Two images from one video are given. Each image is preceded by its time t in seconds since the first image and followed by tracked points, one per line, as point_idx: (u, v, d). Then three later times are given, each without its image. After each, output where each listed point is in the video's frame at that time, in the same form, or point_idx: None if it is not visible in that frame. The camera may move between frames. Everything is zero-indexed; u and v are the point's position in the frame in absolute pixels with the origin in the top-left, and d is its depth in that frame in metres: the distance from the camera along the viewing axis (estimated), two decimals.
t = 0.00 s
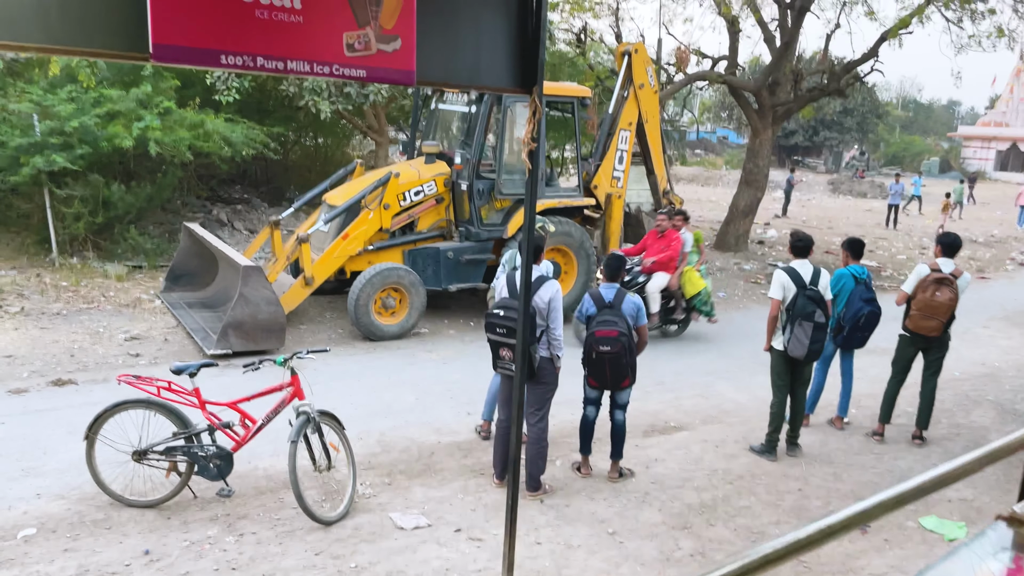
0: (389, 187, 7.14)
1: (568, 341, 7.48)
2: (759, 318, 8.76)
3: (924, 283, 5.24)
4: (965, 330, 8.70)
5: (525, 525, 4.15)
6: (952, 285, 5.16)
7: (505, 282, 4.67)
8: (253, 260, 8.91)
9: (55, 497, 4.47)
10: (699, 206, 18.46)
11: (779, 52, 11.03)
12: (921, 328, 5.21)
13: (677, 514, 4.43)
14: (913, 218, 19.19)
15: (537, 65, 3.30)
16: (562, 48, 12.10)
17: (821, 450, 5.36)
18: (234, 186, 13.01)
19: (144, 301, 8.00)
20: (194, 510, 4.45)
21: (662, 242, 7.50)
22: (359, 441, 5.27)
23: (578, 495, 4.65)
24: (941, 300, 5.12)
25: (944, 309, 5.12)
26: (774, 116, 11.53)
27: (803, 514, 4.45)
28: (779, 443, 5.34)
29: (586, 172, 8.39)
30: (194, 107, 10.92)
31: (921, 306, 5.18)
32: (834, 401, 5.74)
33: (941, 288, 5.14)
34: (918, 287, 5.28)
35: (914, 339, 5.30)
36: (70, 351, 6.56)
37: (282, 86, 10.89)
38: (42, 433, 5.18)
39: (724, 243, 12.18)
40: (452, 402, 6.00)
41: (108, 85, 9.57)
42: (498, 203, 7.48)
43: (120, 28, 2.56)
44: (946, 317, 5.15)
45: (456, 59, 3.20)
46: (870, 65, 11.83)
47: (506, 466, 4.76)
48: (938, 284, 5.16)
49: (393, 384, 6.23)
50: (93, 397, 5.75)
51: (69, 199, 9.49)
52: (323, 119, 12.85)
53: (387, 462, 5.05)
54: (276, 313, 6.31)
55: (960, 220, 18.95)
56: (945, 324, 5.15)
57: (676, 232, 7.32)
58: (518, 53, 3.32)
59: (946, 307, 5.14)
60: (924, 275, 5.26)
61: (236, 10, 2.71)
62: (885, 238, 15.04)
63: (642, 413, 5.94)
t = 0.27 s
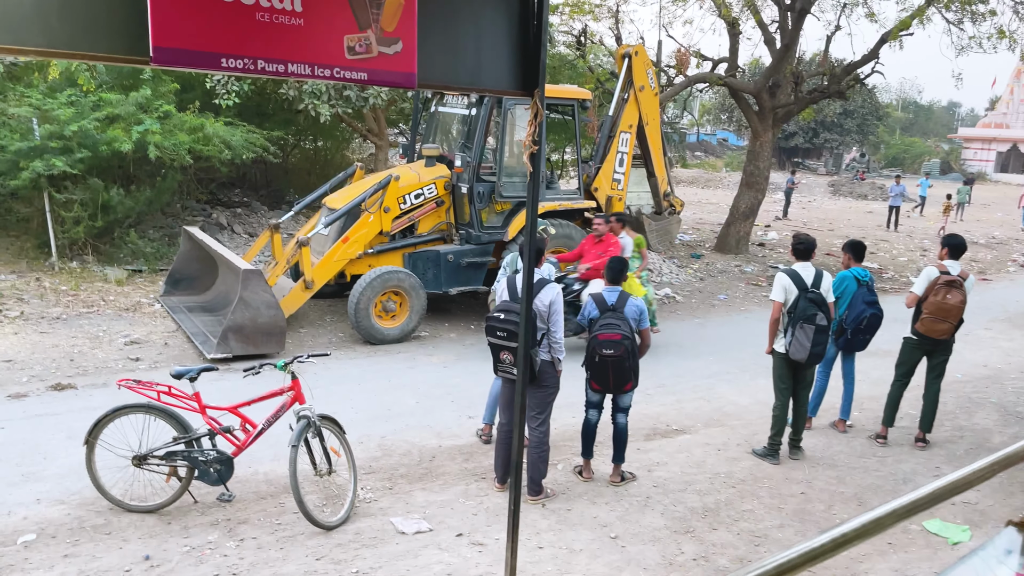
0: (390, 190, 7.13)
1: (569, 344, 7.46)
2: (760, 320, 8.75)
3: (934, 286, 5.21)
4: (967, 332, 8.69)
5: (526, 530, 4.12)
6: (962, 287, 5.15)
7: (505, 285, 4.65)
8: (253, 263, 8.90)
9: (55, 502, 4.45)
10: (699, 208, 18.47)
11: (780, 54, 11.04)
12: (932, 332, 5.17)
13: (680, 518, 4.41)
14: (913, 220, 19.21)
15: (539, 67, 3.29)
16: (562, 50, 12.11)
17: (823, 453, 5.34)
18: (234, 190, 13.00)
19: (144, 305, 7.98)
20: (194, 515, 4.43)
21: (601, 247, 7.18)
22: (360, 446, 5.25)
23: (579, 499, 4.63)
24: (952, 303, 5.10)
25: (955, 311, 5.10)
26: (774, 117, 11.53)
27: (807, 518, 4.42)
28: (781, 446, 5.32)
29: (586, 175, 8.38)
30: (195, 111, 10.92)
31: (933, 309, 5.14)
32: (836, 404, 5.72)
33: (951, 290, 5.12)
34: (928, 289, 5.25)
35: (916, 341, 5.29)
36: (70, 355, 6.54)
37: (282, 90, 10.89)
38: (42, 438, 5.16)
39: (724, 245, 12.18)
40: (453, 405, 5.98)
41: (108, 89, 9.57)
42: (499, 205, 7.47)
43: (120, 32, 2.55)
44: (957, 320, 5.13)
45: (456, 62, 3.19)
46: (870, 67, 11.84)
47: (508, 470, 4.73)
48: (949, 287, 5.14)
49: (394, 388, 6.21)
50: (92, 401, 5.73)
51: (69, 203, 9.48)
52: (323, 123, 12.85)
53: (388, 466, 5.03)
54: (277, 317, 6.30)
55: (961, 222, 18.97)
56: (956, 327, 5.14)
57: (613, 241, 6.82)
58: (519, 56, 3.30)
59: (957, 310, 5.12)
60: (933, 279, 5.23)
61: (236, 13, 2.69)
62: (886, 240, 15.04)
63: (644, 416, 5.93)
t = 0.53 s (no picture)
0: (388, 195, 7.12)
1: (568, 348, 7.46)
2: (759, 324, 8.75)
3: (937, 289, 5.21)
4: (966, 335, 8.69)
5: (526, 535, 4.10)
6: (963, 291, 5.16)
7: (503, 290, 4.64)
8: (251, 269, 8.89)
9: (53, 510, 4.44)
10: (697, 211, 18.49)
11: (777, 57, 11.07)
12: (936, 335, 5.17)
13: (680, 523, 4.40)
14: (911, 222, 19.24)
15: (536, 73, 3.29)
16: (559, 55, 12.13)
17: (823, 457, 5.34)
18: (231, 195, 12.99)
19: (142, 311, 7.97)
20: (192, 523, 4.41)
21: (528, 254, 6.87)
22: (358, 451, 5.24)
23: (579, 504, 4.61)
24: (955, 306, 5.10)
25: (959, 314, 5.09)
26: (772, 121, 11.56)
27: (807, 522, 4.42)
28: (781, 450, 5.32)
29: (585, 179, 8.38)
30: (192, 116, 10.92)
31: (937, 313, 5.14)
32: (836, 407, 5.72)
33: (954, 293, 5.12)
34: (931, 293, 5.25)
35: (915, 344, 5.29)
36: (68, 362, 6.53)
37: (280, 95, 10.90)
38: (40, 445, 5.14)
39: (723, 248, 12.18)
40: (452, 411, 5.97)
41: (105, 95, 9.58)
42: (497, 210, 7.47)
43: (118, 39, 2.55)
44: (960, 323, 5.13)
45: (454, 67, 3.18)
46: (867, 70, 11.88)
47: (507, 475, 4.72)
48: (952, 290, 5.14)
49: (393, 393, 6.20)
50: (90, 408, 5.71)
51: (67, 209, 9.47)
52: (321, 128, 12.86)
53: (387, 472, 5.02)
54: (275, 322, 6.28)
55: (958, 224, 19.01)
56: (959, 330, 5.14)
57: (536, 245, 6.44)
58: (517, 61, 3.30)
59: (960, 313, 5.12)
60: (935, 282, 5.23)
61: (233, 19, 2.69)
62: (884, 243, 15.05)
63: (643, 420, 5.92)
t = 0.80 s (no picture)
0: (386, 201, 7.12)
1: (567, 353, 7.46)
2: (758, 327, 8.75)
3: (933, 292, 5.22)
4: (965, 337, 8.70)
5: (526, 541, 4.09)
6: (960, 294, 5.15)
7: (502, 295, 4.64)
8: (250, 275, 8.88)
9: (52, 517, 4.42)
10: (695, 215, 18.51)
11: (774, 61, 11.09)
12: (931, 338, 5.18)
13: (681, 527, 4.39)
14: (908, 225, 19.28)
15: (535, 77, 3.29)
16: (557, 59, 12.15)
17: (823, 460, 5.34)
18: (230, 201, 12.99)
19: (140, 317, 7.96)
20: (192, 530, 4.40)
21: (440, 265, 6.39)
22: (358, 457, 5.23)
23: (579, 509, 4.60)
24: (950, 310, 5.10)
25: (953, 318, 5.09)
26: (769, 124, 11.58)
27: (808, 526, 4.41)
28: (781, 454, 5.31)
29: (583, 184, 8.39)
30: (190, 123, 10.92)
31: (931, 315, 5.16)
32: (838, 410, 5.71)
33: (949, 296, 5.12)
34: (927, 296, 5.26)
35: (914, 347, 5.29)
36: (66, 369, 6.51)
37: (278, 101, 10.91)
38: (38, 453, 5.12)
39: (721, 252, 12.20)
40: (451, 416, 5.96)
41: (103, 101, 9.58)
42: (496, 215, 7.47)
43: (117, 46, 2.54)
44: (956, 326, 5.12)
45: (453, 73, 3.19)
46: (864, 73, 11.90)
47: (507, 480, 4.71)
48: (947, 293, 5.14)
49: (392, 399, 6.20)
50: (89, 415, 5.70)
51: (65, 216, 9.46)
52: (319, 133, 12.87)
53: (387, 477, 5.01)
54: (274, 328, 6.28)
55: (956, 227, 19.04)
56: (955, 333, 5.14)
57: (454, 250, 6.31)
58: (515, 66, 3.30)
59: (955, 316, 5.12)
60: (931, 285, 5.23)
61: (231, 25, 2.68)
62: (882, 246, 15.07)
63: (643, 424, 5.92)
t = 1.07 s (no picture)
0: (386, 206, 7.12)
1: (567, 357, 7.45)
2: (758, 331, 8.74)
3: (930, 295, 5.22)
4: (966, 340, 8.69)
5: (528, 547, 4.07)
6: (959, 297, 5.14)
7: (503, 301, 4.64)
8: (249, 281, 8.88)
9: (51, 525, 4.40)
10: (694, 220, 18.52)
11: (772, 66, 11.11)
12: (928, 341, 5.18)
13: (683, 532, 4.38)
14: (907, 229, 19.29)
15: (535, 81, 3.29)
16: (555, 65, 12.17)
17: (825, 464, 5.33)
18: (229, 208, 13.00)
19: (140, 324, 7.94)
20: (192, 537, 4.38)
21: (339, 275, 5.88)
22: (359, 463, 5.21)
23: (581, 514, 4.59)
24: (947, 312, 5.10)
25: (950, 321, 5.09)
26: (768, 129, 11.60)
27: (810, 530, 4.40)
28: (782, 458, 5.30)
29: (582, 189, 8.40)
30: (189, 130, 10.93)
31: (928, 318, 5.17)
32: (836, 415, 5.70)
33: (947, 299, 5.12)
34: (924, 299, 5.27)
35: (914, 350, 5.29)
36: (65, 376, 6.49)
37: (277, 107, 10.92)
38: (38, 461, 5.10)
39: (721, 256, 12.20)
40: (452, 421, 5.95)
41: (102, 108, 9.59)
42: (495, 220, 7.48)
43: (116, 51, 2.54)
44: (953, 329, 5.11)
45: (452, 77, 3.19)
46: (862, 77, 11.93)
47: (508, 486, 4.70)
48: (945, 296, 5.14)
49: (392, 405, 6.18)
50: (88, 423, 5.68)
51: (64, 224, 9.46)
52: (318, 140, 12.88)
53: (387, 484, 4.99)
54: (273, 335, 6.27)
55: (956, 230, 19.05)
56: (953, 336, 5.13)
57: (353, 260, 5.83)
58: (515, 70, 3.31)
59: (953, 320, 5.11)
60: (929, 288, 5.24)
61: (230, 30, 2.68)
62: (882, 249, 15.07)
63: (644, 429, 5.91)
